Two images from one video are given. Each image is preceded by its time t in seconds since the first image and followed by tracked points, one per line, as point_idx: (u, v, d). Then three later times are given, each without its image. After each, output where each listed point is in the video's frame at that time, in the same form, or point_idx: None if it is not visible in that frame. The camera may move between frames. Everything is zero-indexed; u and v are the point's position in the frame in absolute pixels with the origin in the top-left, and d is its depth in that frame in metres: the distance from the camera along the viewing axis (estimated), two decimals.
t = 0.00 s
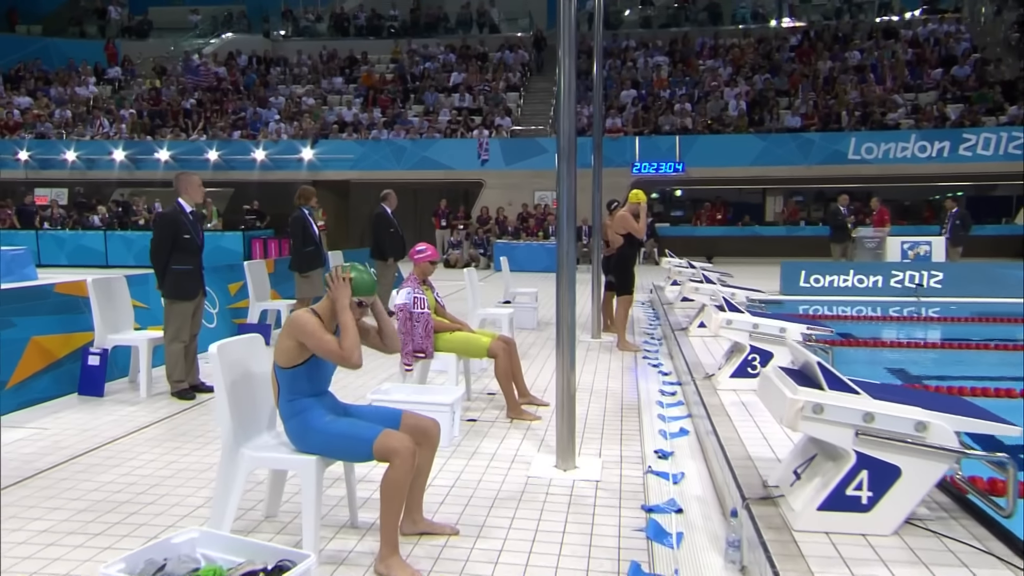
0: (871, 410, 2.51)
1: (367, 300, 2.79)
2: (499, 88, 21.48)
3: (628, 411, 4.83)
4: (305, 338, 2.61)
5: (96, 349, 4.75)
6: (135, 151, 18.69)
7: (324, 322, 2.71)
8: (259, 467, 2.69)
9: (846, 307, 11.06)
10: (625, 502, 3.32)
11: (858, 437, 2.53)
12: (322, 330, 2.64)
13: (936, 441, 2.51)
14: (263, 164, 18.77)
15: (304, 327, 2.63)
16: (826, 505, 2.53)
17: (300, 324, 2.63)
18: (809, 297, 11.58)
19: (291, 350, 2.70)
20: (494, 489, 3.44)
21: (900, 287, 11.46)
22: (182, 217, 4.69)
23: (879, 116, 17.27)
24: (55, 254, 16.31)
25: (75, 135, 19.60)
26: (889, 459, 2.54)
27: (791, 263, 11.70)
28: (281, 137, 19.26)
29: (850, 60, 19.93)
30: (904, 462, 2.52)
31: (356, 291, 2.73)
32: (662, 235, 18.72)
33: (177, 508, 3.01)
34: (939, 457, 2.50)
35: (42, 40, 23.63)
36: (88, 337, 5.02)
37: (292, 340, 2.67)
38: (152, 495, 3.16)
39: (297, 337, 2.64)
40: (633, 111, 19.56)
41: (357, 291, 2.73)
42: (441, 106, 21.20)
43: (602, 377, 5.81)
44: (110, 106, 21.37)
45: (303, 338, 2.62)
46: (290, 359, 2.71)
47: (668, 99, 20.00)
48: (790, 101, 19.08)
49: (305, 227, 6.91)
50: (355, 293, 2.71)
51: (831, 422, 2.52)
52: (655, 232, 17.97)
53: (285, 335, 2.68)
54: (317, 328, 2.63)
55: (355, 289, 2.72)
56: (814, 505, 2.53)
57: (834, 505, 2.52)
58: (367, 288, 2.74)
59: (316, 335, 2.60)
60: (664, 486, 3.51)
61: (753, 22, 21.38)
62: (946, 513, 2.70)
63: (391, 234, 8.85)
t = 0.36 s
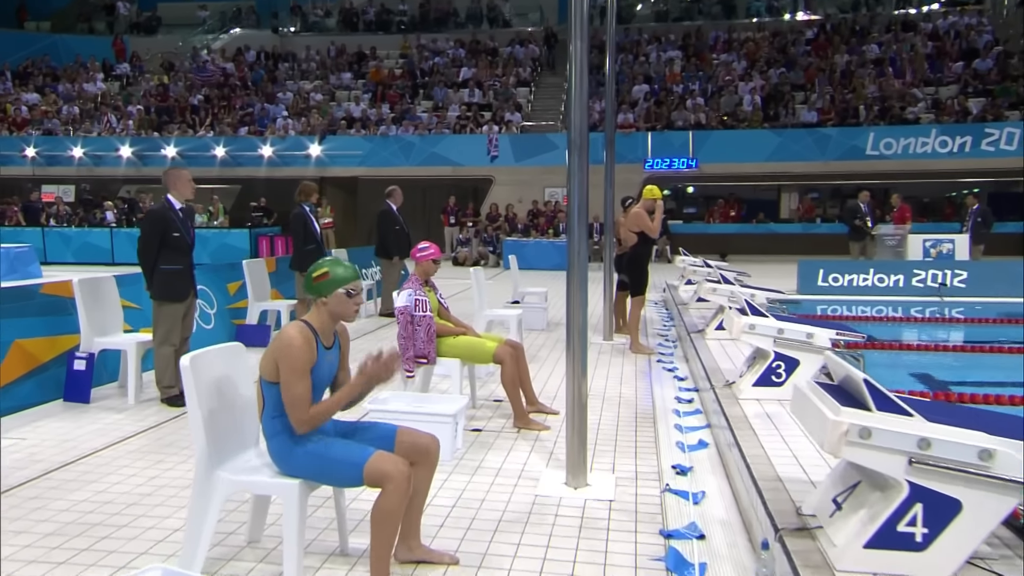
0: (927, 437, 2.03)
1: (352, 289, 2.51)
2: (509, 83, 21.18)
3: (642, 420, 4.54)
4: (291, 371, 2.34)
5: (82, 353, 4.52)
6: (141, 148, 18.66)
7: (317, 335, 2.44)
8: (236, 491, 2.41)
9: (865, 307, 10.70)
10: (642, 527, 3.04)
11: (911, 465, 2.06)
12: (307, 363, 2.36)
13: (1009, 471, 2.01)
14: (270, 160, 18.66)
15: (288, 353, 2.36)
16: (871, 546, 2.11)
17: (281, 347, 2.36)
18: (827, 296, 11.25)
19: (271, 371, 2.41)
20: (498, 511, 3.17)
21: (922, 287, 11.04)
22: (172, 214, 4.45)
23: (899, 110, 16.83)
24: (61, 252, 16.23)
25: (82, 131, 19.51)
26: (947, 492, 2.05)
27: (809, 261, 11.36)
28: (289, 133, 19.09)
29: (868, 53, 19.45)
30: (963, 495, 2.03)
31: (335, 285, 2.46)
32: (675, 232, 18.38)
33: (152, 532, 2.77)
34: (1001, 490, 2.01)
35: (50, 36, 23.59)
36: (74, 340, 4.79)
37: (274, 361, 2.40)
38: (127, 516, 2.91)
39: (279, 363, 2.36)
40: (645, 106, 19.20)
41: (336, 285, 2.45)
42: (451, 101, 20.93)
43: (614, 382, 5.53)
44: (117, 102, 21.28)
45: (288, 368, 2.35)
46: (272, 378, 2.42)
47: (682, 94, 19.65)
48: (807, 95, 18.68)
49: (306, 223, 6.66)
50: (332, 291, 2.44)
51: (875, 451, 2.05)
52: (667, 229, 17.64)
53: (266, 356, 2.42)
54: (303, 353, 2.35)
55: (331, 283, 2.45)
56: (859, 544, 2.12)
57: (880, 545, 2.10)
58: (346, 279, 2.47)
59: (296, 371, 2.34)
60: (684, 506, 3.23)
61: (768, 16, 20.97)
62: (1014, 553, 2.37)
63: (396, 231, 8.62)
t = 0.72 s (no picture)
0: (999, 462, 1.74)
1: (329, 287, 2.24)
2: (515, 77, 20.87)
3: (656, 427, 4.24)
4: (270, 390, 2.03)
5: (61, 358, 4.26)
6: (143, 145, 18.49)
7: (296, 343, 2.13)
8: (203, 521, 2.12)
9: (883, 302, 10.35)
10: (658, 551, 2.75)
11: (978, 496, 1.76)
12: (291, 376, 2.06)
13: None
14: (273, 156, 18.47)
15: (267, 367, 2.04)
16: None
17: (257, 360, 2.04)
18: (844, 292, 10.90)
19: (246, 386, 2.08)
20: (501, 535, 2.89)
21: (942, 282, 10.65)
22: (153, 210, 4.19)
23: (914, 100, 16.41)
24: (63, 251, 16.06)
25: (84, 129, 19.37)
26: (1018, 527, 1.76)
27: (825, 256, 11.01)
28: (292, 129, 18.89)
29: (882, 42, 19.01)
30: None
31: (307, 286, 2.19)
32: (685, 227, 18.02)
33: (115, 562, 2.49)
34: None
35: (53, 35, 23.50)
36: (54, 344, 4.53)
37: (250, 375, 2.07)
38: (90, 542, 2.64)
39: (256, 379, 2.05)
40: (654, 99, 18.83)
41: (308, 285, 2.18)
42: (456, 96, 20.62)
43: (626, 385, 5.23)
44: (120, 99, 21.14)
45: (266, 383, 2.03)
46: (246, 394, 2.09)
47: (691, 86, 19.29)
48: (820, 86, 18.30)
49: (302, 219, 6.42)
50: (305, 293, 2.17)
51: (937, 478, 1.76)
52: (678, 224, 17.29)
53: (239, 371, 2.09)
54: (283, 366, 2.04)
55: (303, 284, 2.18)
56: None
57: None
58: (320, 277, 2.20)
59: (279, 388, 2.03)
60: (705, 527, 2.92)
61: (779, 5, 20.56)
62: None
63: (398, 228, 8.37)
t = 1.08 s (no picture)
0: None
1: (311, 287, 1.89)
2: (524, 66, 20.49)
3: (673, 432, 3.95)
4: (236, 403, 1.73)
5: (39, 358, 3.99)
6: (147, 137, 18.48)
7: (269, 350, 1.81)
8: (160, 552, 1.85)
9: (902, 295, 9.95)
10: None
11: None
12: (259, 388, 1.75)
13: None
14: (278, 147, 18.24)
15: (232, 376, 1.74)
16: None
17: (221, 368, 1.74)
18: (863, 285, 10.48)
19: (209, 398, 1.78)
20: (504, 557, 2.60)
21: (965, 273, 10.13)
22: (134, 200, 3.92)
23: (933, 87, 15.95)
24: (67, 244, 15.88)
25: (88, 120, 19.21)
26: None
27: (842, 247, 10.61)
28: (297, 120, 18.66)
29: (900, 28, 18.52)
30: None
31: (286, 285, 1.84)
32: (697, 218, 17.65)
33: None
34: None
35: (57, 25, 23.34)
36: (33, 343, 4.28)
37: (213, 385, 1.76)
38: (50, 566, 2.37)
39: (219, 392, 1.74)
40: (665, 87, 18.43)
41: (287, 285, 1.84)
42: (463, 86, 20.26)
43: (639, 385, 4.94)
44: (123, 90, 20.96)
45: (231, 396, 1.73)
46: (210, 406, 1.79)
47: (703, 74, 18.87)
48: (835, 73, 17.85)
49: (299, 210, 6.17)
50: (282, 292, 1.83)
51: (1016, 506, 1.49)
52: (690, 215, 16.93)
53: (202, 378, 1.78)
54: (252, 375, 1.73)
55: (281, 282, 1.84)
56: None
57: None
58: (301, 276, 1.85)
59: (244, 402, 1.73)
60: (730, 548, 2.63)
61: None
62: None
63: (401, 219, 8.12)
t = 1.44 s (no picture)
0: None
1: (283, 285, 1.59)
2: (531, 53, 20.10)
3: (688, 437, 3.68)
4: (186, 420, 1.44)
5: (11, 355, 3.77)
6: (150, 125, 18.30)
7: (229, 357, 1.52)
8: None
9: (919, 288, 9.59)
10: None
11: None
12: (213, 401, 1.46)
13: None
14: (281, 136, 18.00)
15: (180, 390, 1.45)
16: None
17: (168, 379, 1.45)
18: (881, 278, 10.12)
19: (155, 415, 1.49)
20: None
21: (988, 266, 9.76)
22: (110, 184, 3.65)
23: (953, 74, 15.50)
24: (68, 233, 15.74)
25: (90, 107, 19.04)
26: None
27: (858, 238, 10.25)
28: (301, 108, 18.38)
29: (917, 13, 18.03)
30: None
31: (250, 282, 1.55)
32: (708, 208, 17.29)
33: None
34: None
35: (60, 12, 23.16)
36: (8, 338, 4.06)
37: (159, 400, 1.48)
38: None
39: (164, 408, 1.46)
40: (675, 75, 18.05)
41: (252, 282, 1.55)
42: (470, 73, 19.91)
43: (650, 384, 4.68)
44: (126, 77, 20.76)
45: (178, 413, 1.44)
46: (156, 424, 1.50)
47: (715, 61, 18.47)
48: (851, 60, 17.39)
49: (294, 198, 5.91)
50: (246, 290, 1.54)
51: None
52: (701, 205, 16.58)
53: (147, 392, 1.50)
54: (205, 388, 1.45)
55: (245, 278, 1.54)
56: None
57: None
58: (270, 271, 1.56)
59: (192, 419, 1.44)
60: (758, 573, 2.36)
61: None
62: None
63: (403, 208, 7.87)
